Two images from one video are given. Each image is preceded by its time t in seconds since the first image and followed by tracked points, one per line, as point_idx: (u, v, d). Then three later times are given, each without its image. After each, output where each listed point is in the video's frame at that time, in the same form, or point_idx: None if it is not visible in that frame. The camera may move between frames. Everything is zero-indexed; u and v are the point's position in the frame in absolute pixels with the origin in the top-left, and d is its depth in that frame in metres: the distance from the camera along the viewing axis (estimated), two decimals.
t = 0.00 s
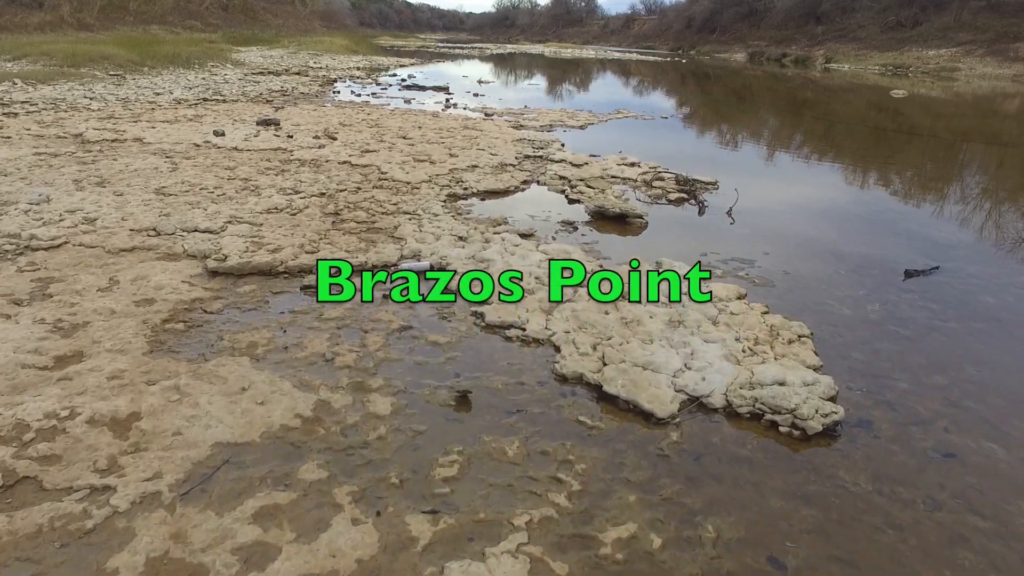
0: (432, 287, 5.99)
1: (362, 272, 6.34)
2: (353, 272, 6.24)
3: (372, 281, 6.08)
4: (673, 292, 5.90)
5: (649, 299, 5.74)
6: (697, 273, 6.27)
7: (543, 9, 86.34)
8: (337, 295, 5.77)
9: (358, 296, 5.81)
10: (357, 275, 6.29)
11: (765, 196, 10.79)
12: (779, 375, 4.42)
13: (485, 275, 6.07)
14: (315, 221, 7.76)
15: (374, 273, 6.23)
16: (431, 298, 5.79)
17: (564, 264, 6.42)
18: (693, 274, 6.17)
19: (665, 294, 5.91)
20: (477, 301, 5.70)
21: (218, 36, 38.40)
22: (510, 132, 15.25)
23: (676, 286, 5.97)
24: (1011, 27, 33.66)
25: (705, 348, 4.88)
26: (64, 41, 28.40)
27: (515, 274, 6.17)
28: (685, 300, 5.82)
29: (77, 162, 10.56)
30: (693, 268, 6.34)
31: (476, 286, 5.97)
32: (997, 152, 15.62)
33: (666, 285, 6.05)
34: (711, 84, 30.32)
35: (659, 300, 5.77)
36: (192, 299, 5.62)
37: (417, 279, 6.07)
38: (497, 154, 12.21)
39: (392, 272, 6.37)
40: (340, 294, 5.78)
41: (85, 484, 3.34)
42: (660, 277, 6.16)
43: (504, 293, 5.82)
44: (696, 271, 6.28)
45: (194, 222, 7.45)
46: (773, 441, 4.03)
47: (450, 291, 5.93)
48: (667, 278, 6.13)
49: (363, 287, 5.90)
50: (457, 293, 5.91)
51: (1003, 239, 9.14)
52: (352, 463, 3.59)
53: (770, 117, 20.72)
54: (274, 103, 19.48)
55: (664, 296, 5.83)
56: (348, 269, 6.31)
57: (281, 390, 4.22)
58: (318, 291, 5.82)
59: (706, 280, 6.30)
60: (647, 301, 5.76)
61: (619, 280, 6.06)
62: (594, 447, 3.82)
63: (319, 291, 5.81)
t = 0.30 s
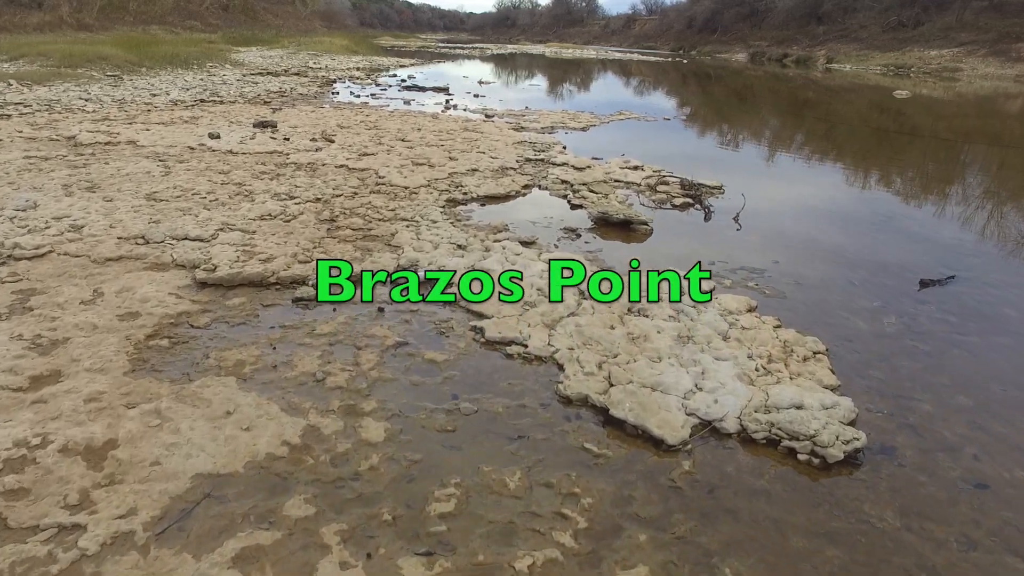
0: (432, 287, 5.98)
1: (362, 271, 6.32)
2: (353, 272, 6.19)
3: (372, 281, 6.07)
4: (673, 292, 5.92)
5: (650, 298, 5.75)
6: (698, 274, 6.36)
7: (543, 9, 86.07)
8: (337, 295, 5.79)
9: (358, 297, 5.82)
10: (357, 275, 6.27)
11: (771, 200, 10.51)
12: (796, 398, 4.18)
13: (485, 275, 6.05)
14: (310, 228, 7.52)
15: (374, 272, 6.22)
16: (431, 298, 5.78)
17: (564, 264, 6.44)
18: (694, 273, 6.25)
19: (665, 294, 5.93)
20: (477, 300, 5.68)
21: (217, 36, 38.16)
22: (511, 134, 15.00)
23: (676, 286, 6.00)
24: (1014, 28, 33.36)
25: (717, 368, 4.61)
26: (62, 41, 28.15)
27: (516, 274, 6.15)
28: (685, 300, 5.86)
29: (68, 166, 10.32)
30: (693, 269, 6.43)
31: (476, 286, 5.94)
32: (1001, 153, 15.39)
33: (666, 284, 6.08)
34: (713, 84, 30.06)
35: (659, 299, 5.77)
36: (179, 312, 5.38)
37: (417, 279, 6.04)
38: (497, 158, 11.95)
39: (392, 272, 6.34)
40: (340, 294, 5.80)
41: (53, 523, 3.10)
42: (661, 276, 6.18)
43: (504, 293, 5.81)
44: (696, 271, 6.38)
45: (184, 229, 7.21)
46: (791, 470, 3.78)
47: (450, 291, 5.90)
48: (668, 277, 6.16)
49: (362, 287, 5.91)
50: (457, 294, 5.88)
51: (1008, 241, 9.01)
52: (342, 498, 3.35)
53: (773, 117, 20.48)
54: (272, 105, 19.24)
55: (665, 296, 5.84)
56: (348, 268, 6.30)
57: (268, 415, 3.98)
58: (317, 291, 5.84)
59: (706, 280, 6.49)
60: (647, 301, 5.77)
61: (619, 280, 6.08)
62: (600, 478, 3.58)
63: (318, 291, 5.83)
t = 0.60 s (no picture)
0: (432, 286, 5.96)
1: (363, 271, 6.33)
2: (353, 272, 6.20)
3: (372, 281, 6.06)
4: (673, 293, 6.00)
5: (650, 299, 5.81)
6: (698, 274, 6.64)
7: (544, 9, 85.73)
8: (337, 295, 5.81)
9: (358, 297, 5.86)
10: (357, 275, 6.29)
11: (779, 204, 10.19)
12: (819, 428, 3.89)
13: (486, 275, 6.08)
14: (303, 237, 7.23)
15: (374, 272, 6.20)
16: (431, 298, 5.78)
17: (565, 264, 6.55)
18: (694, 274, 6.53)
19: (665, 295, 6.01)
20: (477, 300, 5.71)
21: (216, 36, 37.85)
22: (512, 137, 14.71)
23: (676, 287, 6.10)
24: (1017, 28, 33.05)
25: (734, 393, 4.32)
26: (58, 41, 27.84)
27: (516, 274, 6.19)
28: (684, 300, 5.93)
29: (56, 171, 10.03)
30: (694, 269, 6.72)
31: (476, 286, 5.97)
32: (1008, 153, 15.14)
33: (666, 285, 6.18)
34: (714, 84, 29.79)
35: (659, 300, 5.84)
36: (161, 330, 5.08)
37: (417, 279, 6.02)
38: (498, 162, 11.65)
39: (392, 272, 6.32)
40: (340, 294, 5.82)
41: None
42: (661, 277, 6.26)
43: (503, 293, 5.83)
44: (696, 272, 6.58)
45: (172, 239, 6.92)
46: (817, 509, 3.49)
47: (450, 291, 5.88)
48: (668, 278, 6.25)
49: (363, 287, 5.93)
50: (457, 294, 5.87)
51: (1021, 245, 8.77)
52: (329, 546, 3.07)
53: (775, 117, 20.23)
54: (269, 106, 18.96)
55: (665, 296, 5.91)
56: (348, 268, 6.33)
57: (251, 447, 3.69)
58: (317, 291, 5.85)
59: (706, 280, 6.72)
60: (647, 301, 5.85)
61: (619, 280, 6.17)
62: (610, 521, 3.30)
63: (318, 291, 5.83)
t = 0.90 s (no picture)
0: (432, 286, 5.93)
1: (363, 271, 6.32)
2: (353, 272, 6.20)
3: (372, 281, 6.02)
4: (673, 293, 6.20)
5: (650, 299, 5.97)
6: (697, 274, 6.69)
7: (544, 9, 85.36)
8: (337, 295, 5.72)
9: (358, 296, 5.75)
10: (357, 275, 6.28)
11: (790, 209, 9.77)
12: (856, 470, 3.53)
13: (486, 275, 6.09)
14: (294, 248, 6.87)
15: (374, 273, 6.19)
16: (431, 298, 5.70)
17: (564, 264, 6.63)
18: (693, 274, 6.57)
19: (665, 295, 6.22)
20: (477, 300, 5.71)
21: (215, 36, 37.47)
22: (514, 140, 14.34)
23: (676, 287, 6.29)
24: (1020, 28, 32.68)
25: (759, 427, 3.95)
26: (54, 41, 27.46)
27: (516, 274, 6.22)
28: (684, 300, 6.11)
29: (41, 176, 9.66)
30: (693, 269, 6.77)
31: (476, 286, 5.97)
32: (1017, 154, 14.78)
33: (666, 285, 6.34)
34: (715, 85, 29.43)
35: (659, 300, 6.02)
36: (138, 354, 4.72)
37: (417, 280, 6.00)
38: (499, 166, 11.29)
39: (392, 272, 6.32)
40: (340, 294, 5.73)
41: None
42: (660, 277, 6.41)
43: (503, 293, 5.85)
44: (696, 272, 6.69)
45: (156, 251, 6.56)
46: (857, 566, 3.13)
47: (450, 291, 5.84)
48: (667, 278, 6.41)
49: (362, 287, 5.85)
50: (457, 294, 5.83)
51: None
52: None
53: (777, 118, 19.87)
54: (266, 108, 18.60)
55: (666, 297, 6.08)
56: (348, 268, 6.34)
57: (228, 494, 3.33)
58: (317, 292, 5.77)
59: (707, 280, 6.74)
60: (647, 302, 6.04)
61: (619, 281, 6.34)
62: None
63: (318, 291, 5.76)
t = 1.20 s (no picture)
0: (432, 286, 5.92)
1: (363, 271, 6.30)
2: (353, 272, 6.18)
3: (372, 281, 6.02)
4: (673, 293, 6.28)
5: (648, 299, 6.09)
6: (697, 274, 6.65)
7: (545, 9, 84.88)
8: (337, 295, 5.74)
9: (358, 297, 5.78)
10: (357, 274, 6.27)
11: (802, 213, 9.29)
12: (911, 533, 3.12)
13: (486, 275, 6.07)
14: (283, 262, 6.44)
15: (374, 273, 6.19)
16: (431, 298, 5.72)
17: (565, 264, 6.65)
18: (693, 274, 6.55)
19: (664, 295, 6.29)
20: (478, 300, 5.69)
21: (214, 37, 37.01)
22: (515, 143, 13.92)
23: (676, 287, 6.36)
24: None
25: (796, 475, 3.53)
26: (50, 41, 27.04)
27: (516, 274, 6.22)
28: (684, 300, 6.20)
29: (22, 182, 9.23)
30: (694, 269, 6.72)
31: (476, 286, 5.94)
32: None
33: (666, 285, 6.43)
34: (717, 85, 28.96)
35: (658, 299, 6.13)
36: (106, 386, 4.29)
37: (417, 280, 6.00)
38: (500, 171, 10.86)
39: (392, 272, 6.31)
40: (340, 294, 5.75)
41: None
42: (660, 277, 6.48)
43: (504, 293, 5.84)
44: (696, 271, 6.68)
45: (136, 266, 6.13)
46: None
47: (450, 291, 5.85)
48: (668, 278, 6.48)
49: (362, 287, 5.86)
50: (456, 294, 5.84)
51: None
52: None
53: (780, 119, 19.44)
54: (261, 110, 18.17)
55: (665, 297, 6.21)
56: (348, 268, 6.32)
57: (196, 563, 2.92)
58: (317, 291, 5.80)
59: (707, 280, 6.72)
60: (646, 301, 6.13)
61: (619, 280, 6.36)
62: None
63: (318, 291, 5.78)
